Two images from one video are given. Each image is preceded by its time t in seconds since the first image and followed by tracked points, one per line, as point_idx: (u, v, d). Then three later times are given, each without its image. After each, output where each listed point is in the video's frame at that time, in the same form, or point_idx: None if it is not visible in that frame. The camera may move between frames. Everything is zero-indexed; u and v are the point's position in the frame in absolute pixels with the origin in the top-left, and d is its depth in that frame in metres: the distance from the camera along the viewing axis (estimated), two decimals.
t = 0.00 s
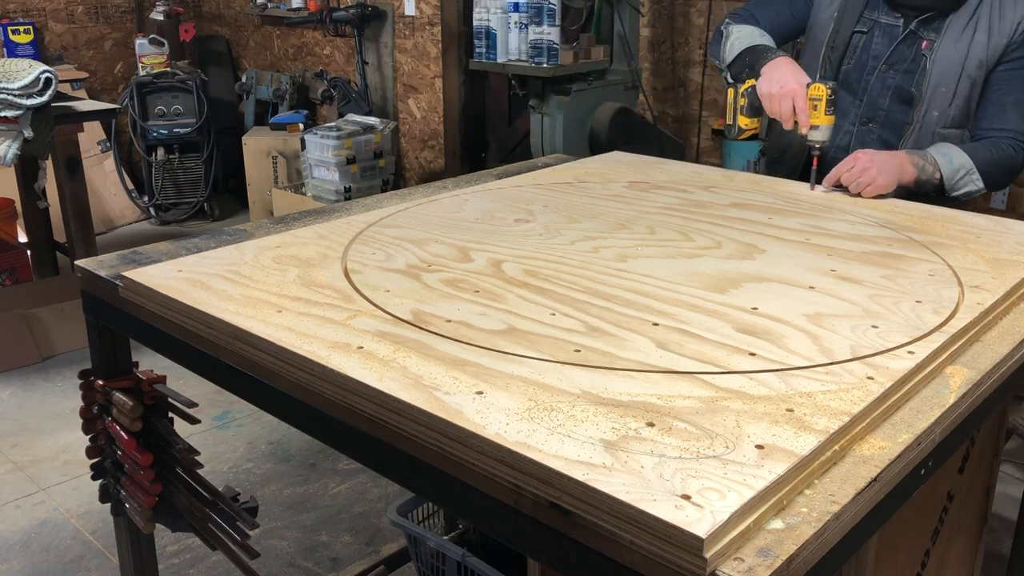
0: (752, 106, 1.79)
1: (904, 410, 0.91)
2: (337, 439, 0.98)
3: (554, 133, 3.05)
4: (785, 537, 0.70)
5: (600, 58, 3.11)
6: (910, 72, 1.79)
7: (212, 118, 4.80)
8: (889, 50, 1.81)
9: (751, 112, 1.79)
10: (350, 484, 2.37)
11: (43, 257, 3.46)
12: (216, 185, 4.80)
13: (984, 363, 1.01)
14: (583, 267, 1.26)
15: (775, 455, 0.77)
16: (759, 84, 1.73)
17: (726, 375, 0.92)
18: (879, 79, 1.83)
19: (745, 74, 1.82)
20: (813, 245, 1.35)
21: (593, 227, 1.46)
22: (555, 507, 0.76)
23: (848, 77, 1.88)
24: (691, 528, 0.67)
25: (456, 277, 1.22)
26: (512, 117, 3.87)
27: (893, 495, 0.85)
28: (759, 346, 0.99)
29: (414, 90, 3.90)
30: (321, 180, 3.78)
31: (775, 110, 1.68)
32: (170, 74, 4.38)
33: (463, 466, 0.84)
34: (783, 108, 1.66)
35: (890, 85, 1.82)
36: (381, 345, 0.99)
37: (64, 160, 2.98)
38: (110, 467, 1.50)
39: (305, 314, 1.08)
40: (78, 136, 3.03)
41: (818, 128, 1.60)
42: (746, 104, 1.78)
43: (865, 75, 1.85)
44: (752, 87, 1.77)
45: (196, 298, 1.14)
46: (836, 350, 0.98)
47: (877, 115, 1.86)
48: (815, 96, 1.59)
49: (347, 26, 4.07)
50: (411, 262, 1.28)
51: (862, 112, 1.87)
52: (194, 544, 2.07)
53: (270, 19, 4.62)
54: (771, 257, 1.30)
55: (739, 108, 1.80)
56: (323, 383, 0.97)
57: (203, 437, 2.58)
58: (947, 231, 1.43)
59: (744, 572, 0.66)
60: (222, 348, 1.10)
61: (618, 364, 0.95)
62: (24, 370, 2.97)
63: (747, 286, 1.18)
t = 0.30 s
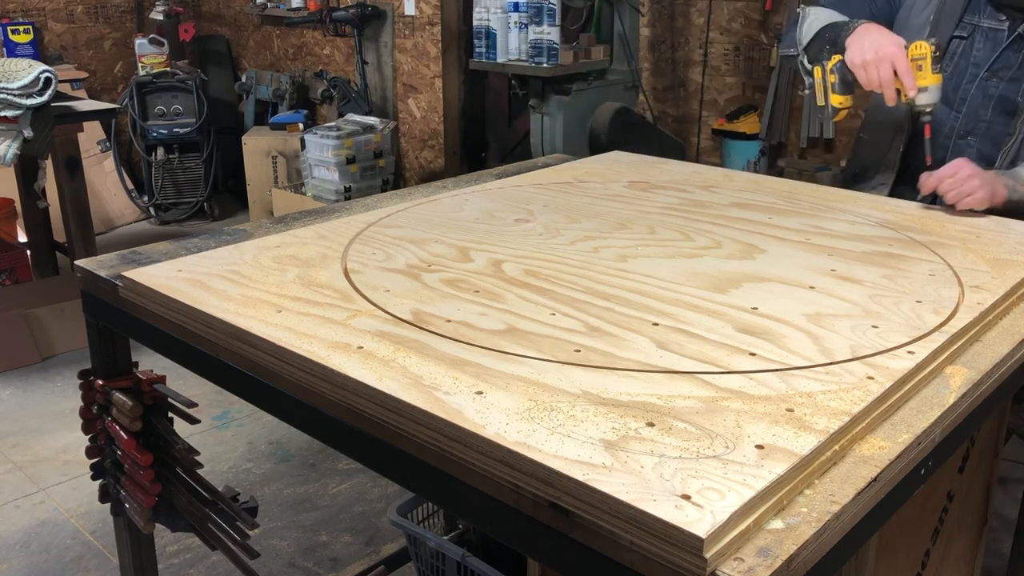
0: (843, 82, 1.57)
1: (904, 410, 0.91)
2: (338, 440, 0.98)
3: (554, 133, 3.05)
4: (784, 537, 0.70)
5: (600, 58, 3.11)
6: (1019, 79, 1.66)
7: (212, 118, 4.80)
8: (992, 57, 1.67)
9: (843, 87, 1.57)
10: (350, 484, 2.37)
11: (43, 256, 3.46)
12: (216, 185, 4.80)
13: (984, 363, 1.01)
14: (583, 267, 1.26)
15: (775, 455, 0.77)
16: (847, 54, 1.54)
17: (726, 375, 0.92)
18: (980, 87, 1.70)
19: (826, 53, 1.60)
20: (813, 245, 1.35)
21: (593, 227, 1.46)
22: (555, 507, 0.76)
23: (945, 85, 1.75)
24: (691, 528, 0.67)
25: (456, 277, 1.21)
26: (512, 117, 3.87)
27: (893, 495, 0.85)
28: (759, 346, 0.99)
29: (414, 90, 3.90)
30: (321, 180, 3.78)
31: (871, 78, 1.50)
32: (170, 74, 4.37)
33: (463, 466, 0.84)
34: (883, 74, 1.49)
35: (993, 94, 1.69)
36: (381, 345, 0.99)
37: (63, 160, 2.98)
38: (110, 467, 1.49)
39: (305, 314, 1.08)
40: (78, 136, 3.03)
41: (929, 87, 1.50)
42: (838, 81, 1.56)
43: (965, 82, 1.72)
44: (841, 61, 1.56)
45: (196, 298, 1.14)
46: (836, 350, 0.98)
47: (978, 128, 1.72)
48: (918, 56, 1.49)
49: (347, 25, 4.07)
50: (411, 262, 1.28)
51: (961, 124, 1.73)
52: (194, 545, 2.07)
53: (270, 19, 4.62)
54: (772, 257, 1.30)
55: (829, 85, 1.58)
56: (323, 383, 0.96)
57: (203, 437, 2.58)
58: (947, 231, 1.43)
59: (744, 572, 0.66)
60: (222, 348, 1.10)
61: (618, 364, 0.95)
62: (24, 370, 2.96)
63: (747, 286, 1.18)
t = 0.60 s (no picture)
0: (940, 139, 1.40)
1: (904, 410, 0.91)
2: (338, 440, 0.98)
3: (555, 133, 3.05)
4: (784, 537, 0.70)
5: (600, 58, 3.11)
6: None
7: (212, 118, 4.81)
8: None
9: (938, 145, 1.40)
10: (350, 484, 2.37)
11: (43, 257, 3.46)
12: (216, 185, 4.79)
13: (984, 363, 1.01)
14: (583, 267, 1.26)
15: (774, 455, 0.77)
16: (951, 113, 1.36)
17: (726, 375, 0.92)
18: None
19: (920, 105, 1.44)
20: (813, 245, 1.35)
21: (593, 227, 1.46)
22: (555, 507, 0.76)
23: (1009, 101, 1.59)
24: (691, 527, 0.67)
25: (456, 277, 1.22)
26: (512, 117, 3.88)
27: (893, 495, 0.85)
28: (759, 346, 0.99)
29: (414, 90, 3.90)
30: (321, 180, 3.78)
31: (974, 144, 1.34)
32: (170, 74, 4.37)
33: (463, 466, 0.84)
34: (992, 142, 1.32)
35: None
36: (381, 345, 0.99)
37: (64, 160, 2.98)
38: (110, 467, 1.49)
39: (305, 314, 1.08)
40: (78, 137, 3.03)
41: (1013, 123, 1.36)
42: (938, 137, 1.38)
43: None
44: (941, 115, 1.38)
45: (196, 297, 1.14)
46: (836, 350, 0.98)
47: None
48: None
49: (347, 26, 4.07)
50: (411, 262, 1.28)
51: None
52: (194, 544, 2.07)
53: (270, 19, 4.63)
54: (771, 257, 1.30)
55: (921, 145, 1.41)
56: (323, 383, 0.97)
57: (203, 437, 2.58)
58: (947, 231, 1.43)
59: (744, 571, 0.66)
60: (222, 348, 1.10)
61: (618, 364, 0.95)
62: (24, 370, 2.97)
63: (746, 286, 1.18)
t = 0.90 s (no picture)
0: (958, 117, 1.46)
1: (904, 410, 0.91)
2: (337, 439, 0.98)
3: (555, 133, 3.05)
4: (785, 537, 0.70)
5: (600, 58, 3.11)
6: None
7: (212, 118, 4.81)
8: None
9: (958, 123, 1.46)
10: (350, 484, 2.37)
11: (43, 256, 3.46)
12: (216, 185, 4.79)
13: (984, 363, 1.01)
14: (583, 267, 1.26)
15: (774, 455, 0.77)
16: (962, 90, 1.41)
17: (726, 375, 0.92)
18: None
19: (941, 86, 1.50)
20: (813, 245, 1.35)
21: (593, 227, 1.46)
22: (555, 507, 0.76)
23: None
24: (691, 528, 0.67)
25: (456, 277, 1.22)
26: (513, 116, 3.88)
27: (894, 495, 0.85)
28: (759, 346, 0.99)
29: (414, 90, 3.90)
30: (321, 180, 3.78)
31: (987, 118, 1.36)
32: (170, 74, 4.37)
33: (463, 466, 0.84)
34: (1001, 112, 1.34)
35: None
36: (381, 345, 0.99)
37: (64, 160, 2.98)
38: (110, 467, 1.49)
39: (305, 314, 1.08)
40: (78, 136, 3.03)
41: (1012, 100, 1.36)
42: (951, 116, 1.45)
43: None
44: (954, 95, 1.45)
45: (196, 298, 1.14)
46: (836, 350, 0.98)
47: None
48: None
49: (347, 26, 4.07)
50: (411, 262, 1.28)
51: None
52: (194, 544, 2.07)
53: (270, 19, 4.62)
54: (772, 257, 1.29)
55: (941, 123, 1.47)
56: (323, 383, 0.96)
57: (203, 437, 2.58)
58: (947, 231, 1.43)
59: (744, 571, 0.66)
60: (222, 348, 1.10)
61: (618, 364, 0.95)
62: (24, 370, 2.96)
63: (747, 286, 1.18)
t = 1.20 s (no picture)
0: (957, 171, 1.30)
1: (904, 410, 0.91)
2: (337, 439, 0.98)
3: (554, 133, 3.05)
4: (785, 537, 0.70)
5: (600, 58, 3.11)
6: None
7: (212, 118, 4.82)
8: None
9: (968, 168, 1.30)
10: (350, 484, 2.37)
11: (43, 257, 3.45)
12: (216, 185, 4.79)
13: (984, 363, 1.01)
14: (583, 267, 1.26)
15: (774, 455, 0.77)
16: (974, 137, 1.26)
17: (726, 375, 0.92)
18: None
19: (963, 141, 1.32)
20: (814, 245, 1.35)
21: (593, 227, 1.46)
22: (555, 507, 0.76)
23: None
24: (691, 528, 0.67)
25: (456, 278, 1.22)
26: (513, 116, 3.89)
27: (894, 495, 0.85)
28: (759, 346, 0.99)
29: (414, 90, 3.90)
30: (321, 180, 3.78)
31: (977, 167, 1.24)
32: (170, 74, 4.37)
33: (463, 466, 0.84)
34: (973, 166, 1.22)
35: None
36: (381, 345, 0.99)
37: (64, 160, 2.98)
38: (110, 467, 1.49)
39: (305, 314, 1.08)
40: (78, 136, 3.03)
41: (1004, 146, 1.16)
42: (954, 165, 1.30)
43: None
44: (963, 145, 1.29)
45: (195, 298, 1.14)
46: (837, 350, 0.98)
47: None
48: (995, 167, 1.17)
49: (347, 26, 4.07)
50: (411, 262, 1.28)
51: None
52: (194, 545, 2.07)
53: (270, 19, 4.62)
54: (772, 257, 1.29)
55: (954, 170, 1.33)
56: (323, 383, 0.96)
57: (203, 437, 2.58)
58: (947, 231, 1.43)
59: (745, 571, 0.66)
60: (222, 348, 1.10)
61: (618, 364, 0.95)
62: (24, 371, 2.97)
63: (747, 286, 1.18)
